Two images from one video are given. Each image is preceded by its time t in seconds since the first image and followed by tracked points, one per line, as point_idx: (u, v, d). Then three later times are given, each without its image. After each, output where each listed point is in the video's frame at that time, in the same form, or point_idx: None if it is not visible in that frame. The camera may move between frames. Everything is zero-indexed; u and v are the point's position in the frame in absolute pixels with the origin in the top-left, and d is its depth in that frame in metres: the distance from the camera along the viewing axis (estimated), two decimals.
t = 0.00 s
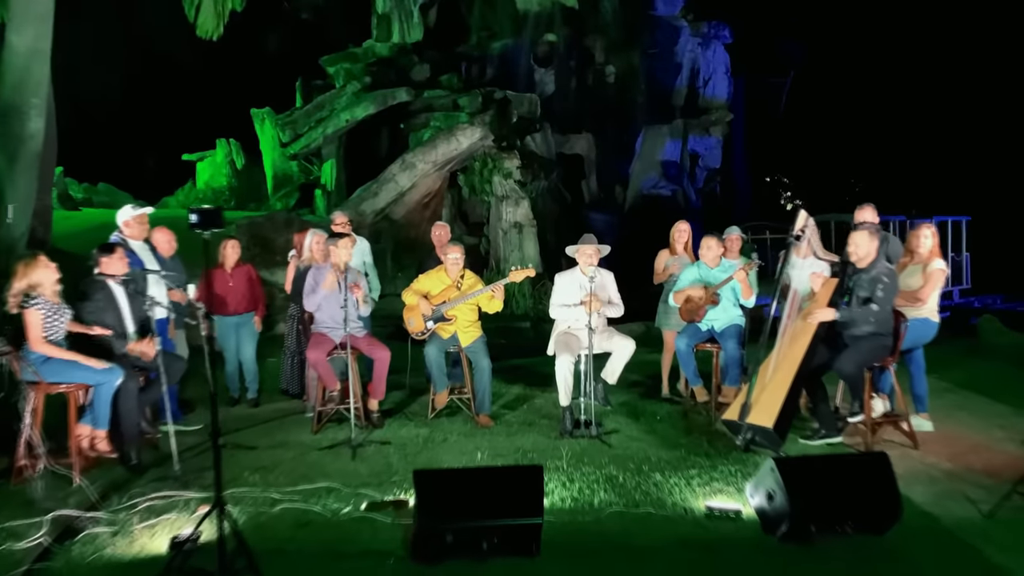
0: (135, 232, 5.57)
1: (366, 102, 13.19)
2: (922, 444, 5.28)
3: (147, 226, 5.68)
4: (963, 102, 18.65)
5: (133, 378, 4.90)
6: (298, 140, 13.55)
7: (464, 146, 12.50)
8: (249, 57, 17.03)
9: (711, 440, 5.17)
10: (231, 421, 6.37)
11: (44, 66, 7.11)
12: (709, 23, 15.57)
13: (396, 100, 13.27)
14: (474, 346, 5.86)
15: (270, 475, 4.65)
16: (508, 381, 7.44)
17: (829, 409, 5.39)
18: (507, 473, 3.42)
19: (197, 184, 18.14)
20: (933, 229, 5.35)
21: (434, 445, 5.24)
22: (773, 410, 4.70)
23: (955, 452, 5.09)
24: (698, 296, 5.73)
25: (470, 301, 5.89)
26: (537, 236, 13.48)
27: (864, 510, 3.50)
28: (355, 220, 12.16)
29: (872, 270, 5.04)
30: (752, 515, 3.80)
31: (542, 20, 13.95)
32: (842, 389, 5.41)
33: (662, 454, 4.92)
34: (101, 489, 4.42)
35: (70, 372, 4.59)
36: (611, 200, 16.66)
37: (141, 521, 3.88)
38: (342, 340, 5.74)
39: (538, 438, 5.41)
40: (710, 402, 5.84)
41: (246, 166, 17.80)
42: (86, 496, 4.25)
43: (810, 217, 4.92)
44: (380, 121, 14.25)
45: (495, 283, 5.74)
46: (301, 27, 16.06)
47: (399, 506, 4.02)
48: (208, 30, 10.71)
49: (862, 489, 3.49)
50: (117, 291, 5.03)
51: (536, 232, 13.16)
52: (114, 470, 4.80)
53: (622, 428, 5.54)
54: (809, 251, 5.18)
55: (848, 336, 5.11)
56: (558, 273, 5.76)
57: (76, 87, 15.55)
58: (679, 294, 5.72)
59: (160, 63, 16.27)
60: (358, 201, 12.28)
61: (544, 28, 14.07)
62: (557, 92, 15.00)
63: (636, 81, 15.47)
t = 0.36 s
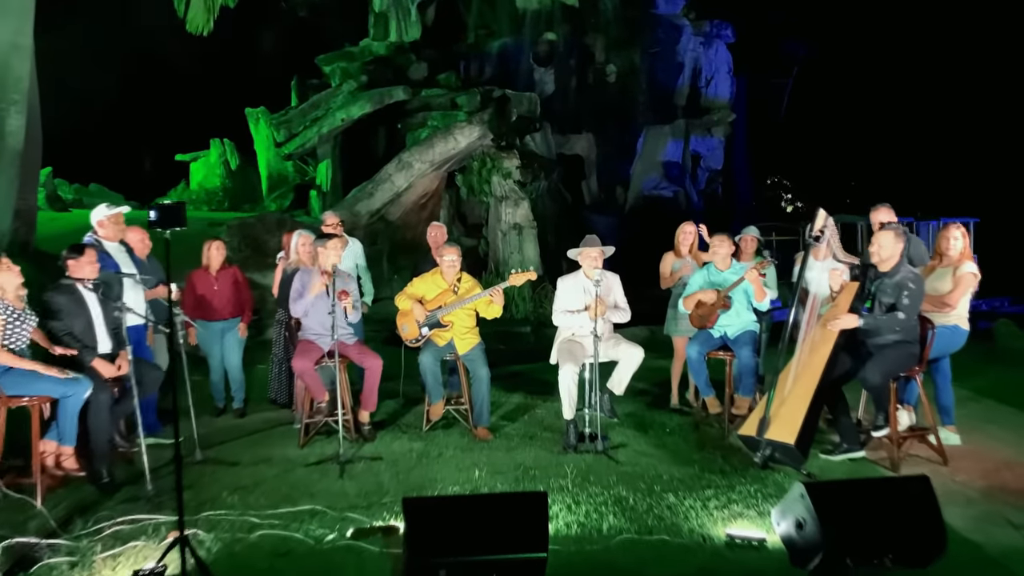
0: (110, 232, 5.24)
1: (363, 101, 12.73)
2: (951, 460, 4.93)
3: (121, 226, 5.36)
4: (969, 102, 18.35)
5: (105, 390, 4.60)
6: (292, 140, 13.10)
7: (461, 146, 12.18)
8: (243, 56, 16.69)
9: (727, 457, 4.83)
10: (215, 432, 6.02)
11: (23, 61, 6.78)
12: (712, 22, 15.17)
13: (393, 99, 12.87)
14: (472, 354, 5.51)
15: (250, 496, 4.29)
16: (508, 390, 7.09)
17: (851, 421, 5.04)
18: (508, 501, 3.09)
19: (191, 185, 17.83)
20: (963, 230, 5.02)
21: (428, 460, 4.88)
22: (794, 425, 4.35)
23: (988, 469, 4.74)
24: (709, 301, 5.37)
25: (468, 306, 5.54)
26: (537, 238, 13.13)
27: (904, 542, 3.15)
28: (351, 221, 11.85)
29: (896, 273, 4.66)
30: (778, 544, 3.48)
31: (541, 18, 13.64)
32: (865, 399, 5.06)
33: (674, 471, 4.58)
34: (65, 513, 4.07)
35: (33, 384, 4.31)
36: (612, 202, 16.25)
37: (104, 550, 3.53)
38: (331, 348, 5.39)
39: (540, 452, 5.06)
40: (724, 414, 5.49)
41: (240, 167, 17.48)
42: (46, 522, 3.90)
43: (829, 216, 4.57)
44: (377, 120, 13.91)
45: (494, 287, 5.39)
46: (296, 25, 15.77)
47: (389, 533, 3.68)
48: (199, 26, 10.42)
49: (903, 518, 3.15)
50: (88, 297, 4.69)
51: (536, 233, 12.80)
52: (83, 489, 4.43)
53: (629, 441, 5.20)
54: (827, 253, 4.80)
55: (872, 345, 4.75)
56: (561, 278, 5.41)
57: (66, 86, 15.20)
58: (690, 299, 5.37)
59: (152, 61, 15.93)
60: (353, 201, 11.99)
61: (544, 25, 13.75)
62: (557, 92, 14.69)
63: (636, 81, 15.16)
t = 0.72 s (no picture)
0: (86, 233, 4.97)
1: (360, 101, 12.66)
2: (979, 474, 4.62)
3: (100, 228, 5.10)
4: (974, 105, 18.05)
5: (76, 402, 4.35)
6: (288, 140, 13.03)
7: (459, 146, 11.92)
8: (238, 57, 16.38)
9: (740, 471, 4.55)
10: (198, 444, 5.73)
11: (5, 56, 6.50)
12: (714, 22, 14.87)
13: (391, 100, 12.75)
14: (469, 362, 5.22)
15: (229, 515, 4.00)
16: (508, 398, 6.80)
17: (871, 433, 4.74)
18: (504, 528, 2.80)
19: (184, 188, 17.75)
20: (989, 230, 4.76)
21: (421, 475, 4.59)
22: (813, 436, 4.07)
23: (1018, 484, 4.44)
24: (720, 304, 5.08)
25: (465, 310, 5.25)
26: (538, 240, 12.84)
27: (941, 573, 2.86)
28: (346, 223, 11.61)
29: (919, 276, 4.40)
30: (801, 571, 3.19)
31: (542, 17, 13.32)
32: (887, 409, 4.76)
33: (684, 487, 4.28)
34: (29, 534, 3.84)
35: None
36: (613, 204, 15.92)
37: None
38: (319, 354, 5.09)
39: (541, 465, 4.76)
40: (735, 424, 5.21)
41: (235, 169, 17.64)
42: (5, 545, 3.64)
43: (849, 216, 4.33)
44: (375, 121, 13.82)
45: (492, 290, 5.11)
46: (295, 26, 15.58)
47: (377, 558, 3.41)
48: (189, 22, 10.13)
49: (939, 546, 2.87)
50: (61, 301, 4.40)
51: (536, 235, 12.50)
52: (52, 506, 4.23)
53: (635, 454, 4.91)
54: (845, 256, 4.55)
55: (894, 352, 4.47)
56: (562, 283, 5.14)
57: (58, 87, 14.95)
58: (698, 303, 5.08)
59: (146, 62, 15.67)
60: (349, 203, 11.76)
61: (544, 25, 13.43)
62: (558, 93, 14.37)
63: (639, 82, 14.81)
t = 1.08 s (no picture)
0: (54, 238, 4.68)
1: (355, 102, 12.40)
2: (1012, 496, 4.29)
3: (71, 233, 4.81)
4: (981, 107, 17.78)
5: (38, 420, 4.02)
6: (283, 142, 12.80)
7: (458, 147, 11.59)
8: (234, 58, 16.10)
9: (754, 493, 4.23)
10: (177, 460, 5.41)
11: None
12: (717, 23, 14.73)
13: (387, 100, 12.49)
14: (463, 374, 4.90)
15: (201, 545, 3.68)
16: (505, 410, 6.48)
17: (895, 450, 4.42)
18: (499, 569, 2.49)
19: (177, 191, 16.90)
20: (1019, 233, 4.43)
21: (410, 498, 4.25)
22: (836, 458, 3.75)
23: None
24: (732, 313, 4.74)
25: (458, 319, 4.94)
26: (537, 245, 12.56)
27: None
28: (341, 226, 11.33)
29: (949, 284, 4.08)
30: None
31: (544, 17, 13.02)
32: (911, 425, 4.44)
33: (696, 513, 3.96)
34: None
35: None
36: (614, 208, 15.41)
37: None
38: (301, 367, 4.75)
39: (540, 486, 4.43)
40: (747, 441, 4.87)
41: (229, 171, 17.02)
42: None
43: (872, 218, 4.00)
44: (371, 123, 13.57)
45: (487, 297, 4.80)
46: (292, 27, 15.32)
47: None
48: (179, 19, 9.83)
49: None
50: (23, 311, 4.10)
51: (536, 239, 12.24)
52: (12, 532, 3.90)
53: (641, 474, 4.59)
54: (868, 262, 4.22)
55: (921, 366, 4.15)
56: (561, 291, 4.83)
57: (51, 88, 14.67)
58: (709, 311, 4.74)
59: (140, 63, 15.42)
60: (343, 206, 11.44)
61: (544, 26, 13.08)
62: (558, 95, 13.83)
63: (641, 82, 14.40)
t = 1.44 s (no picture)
0: (17, 243, 4.27)
1: (353, 102, 11.87)
2: None
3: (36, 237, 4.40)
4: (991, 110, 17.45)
5: None
6: (278, 144, 12.27)
7: (456, 149, 11.04)
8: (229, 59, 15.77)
9: (776, 524, 3.89)
10: (154, 480, 5.06)
11: None
12: (720, 23, 14.29)
13: (386, 101, 11.88)
14: (459, 390, 4.53)
15: None
16: (505, 425, 6.13)
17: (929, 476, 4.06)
18: None
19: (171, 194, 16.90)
20: None
21: (401, 528, 3.90)
22: (870, 488, 3.38)
23: None
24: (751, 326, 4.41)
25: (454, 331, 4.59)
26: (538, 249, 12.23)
27: None
28: (336, 230, 10.93)
29: (991, 295, 3.70)
30: None
31: (546, 17, 12.71)
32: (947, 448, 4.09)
33: (714, 548, 3.61)
34: None
35: None
36: (616, 211, 14.98)
37: None
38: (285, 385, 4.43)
39: (542, 514, 4.08)
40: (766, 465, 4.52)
41: (224, 174, 16.63)
42: None
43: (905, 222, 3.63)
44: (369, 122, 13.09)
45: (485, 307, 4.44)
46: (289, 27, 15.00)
47: None
48: (168, 16, 9.48)
49: None
50: None
51: (537, 242, 11.94)
52: None
53: (652, 501, 4.24)
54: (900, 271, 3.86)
55: (961, 385, 3.78)
56: (565, 300, 4.48)
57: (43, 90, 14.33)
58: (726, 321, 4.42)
59: (134, 64, 15.07)
60: (337, 209, 10.96)
61: (546, 26, 12.75)
62: (560, 96, 13.52)
63: (644, 84, 14.07)
